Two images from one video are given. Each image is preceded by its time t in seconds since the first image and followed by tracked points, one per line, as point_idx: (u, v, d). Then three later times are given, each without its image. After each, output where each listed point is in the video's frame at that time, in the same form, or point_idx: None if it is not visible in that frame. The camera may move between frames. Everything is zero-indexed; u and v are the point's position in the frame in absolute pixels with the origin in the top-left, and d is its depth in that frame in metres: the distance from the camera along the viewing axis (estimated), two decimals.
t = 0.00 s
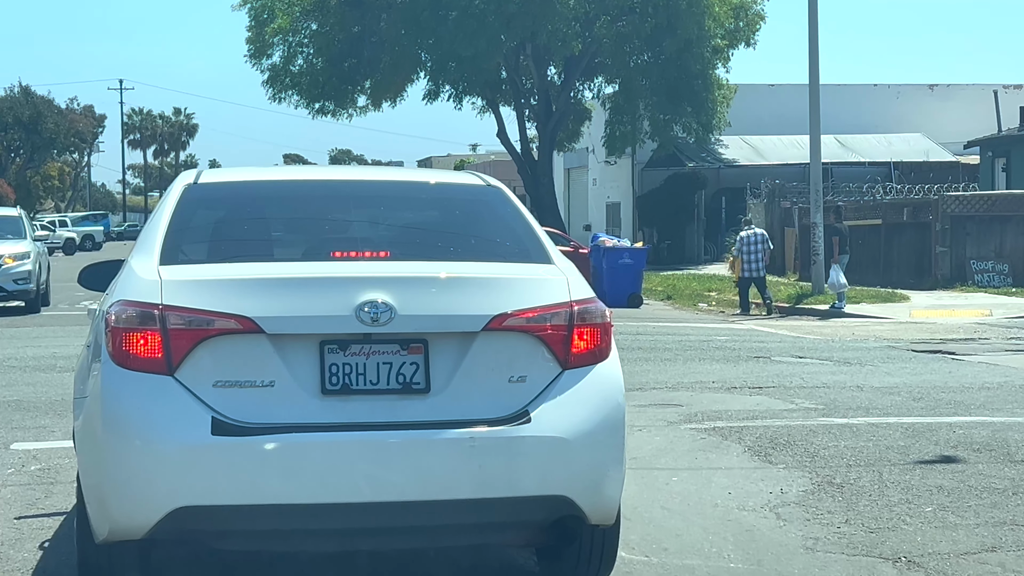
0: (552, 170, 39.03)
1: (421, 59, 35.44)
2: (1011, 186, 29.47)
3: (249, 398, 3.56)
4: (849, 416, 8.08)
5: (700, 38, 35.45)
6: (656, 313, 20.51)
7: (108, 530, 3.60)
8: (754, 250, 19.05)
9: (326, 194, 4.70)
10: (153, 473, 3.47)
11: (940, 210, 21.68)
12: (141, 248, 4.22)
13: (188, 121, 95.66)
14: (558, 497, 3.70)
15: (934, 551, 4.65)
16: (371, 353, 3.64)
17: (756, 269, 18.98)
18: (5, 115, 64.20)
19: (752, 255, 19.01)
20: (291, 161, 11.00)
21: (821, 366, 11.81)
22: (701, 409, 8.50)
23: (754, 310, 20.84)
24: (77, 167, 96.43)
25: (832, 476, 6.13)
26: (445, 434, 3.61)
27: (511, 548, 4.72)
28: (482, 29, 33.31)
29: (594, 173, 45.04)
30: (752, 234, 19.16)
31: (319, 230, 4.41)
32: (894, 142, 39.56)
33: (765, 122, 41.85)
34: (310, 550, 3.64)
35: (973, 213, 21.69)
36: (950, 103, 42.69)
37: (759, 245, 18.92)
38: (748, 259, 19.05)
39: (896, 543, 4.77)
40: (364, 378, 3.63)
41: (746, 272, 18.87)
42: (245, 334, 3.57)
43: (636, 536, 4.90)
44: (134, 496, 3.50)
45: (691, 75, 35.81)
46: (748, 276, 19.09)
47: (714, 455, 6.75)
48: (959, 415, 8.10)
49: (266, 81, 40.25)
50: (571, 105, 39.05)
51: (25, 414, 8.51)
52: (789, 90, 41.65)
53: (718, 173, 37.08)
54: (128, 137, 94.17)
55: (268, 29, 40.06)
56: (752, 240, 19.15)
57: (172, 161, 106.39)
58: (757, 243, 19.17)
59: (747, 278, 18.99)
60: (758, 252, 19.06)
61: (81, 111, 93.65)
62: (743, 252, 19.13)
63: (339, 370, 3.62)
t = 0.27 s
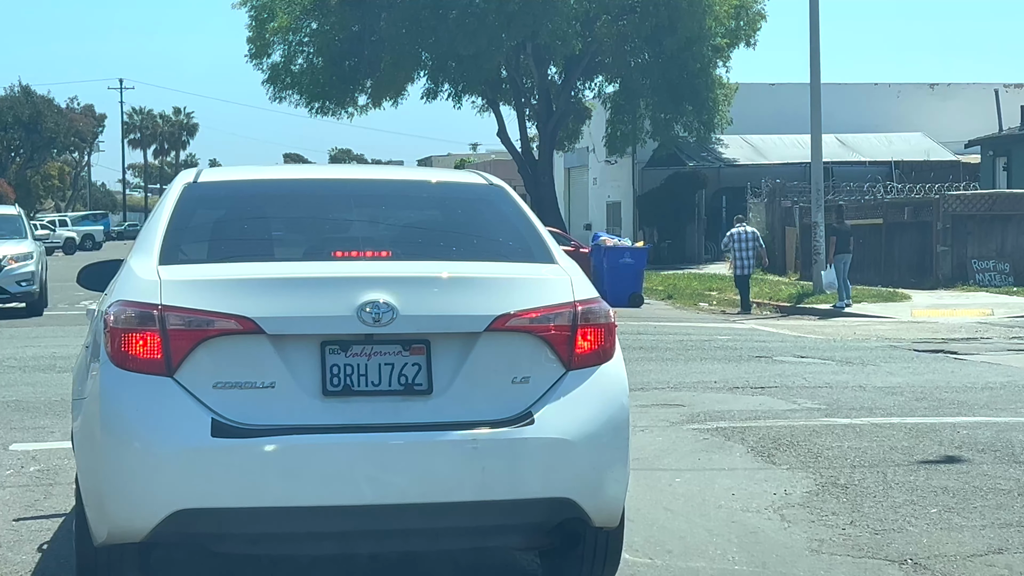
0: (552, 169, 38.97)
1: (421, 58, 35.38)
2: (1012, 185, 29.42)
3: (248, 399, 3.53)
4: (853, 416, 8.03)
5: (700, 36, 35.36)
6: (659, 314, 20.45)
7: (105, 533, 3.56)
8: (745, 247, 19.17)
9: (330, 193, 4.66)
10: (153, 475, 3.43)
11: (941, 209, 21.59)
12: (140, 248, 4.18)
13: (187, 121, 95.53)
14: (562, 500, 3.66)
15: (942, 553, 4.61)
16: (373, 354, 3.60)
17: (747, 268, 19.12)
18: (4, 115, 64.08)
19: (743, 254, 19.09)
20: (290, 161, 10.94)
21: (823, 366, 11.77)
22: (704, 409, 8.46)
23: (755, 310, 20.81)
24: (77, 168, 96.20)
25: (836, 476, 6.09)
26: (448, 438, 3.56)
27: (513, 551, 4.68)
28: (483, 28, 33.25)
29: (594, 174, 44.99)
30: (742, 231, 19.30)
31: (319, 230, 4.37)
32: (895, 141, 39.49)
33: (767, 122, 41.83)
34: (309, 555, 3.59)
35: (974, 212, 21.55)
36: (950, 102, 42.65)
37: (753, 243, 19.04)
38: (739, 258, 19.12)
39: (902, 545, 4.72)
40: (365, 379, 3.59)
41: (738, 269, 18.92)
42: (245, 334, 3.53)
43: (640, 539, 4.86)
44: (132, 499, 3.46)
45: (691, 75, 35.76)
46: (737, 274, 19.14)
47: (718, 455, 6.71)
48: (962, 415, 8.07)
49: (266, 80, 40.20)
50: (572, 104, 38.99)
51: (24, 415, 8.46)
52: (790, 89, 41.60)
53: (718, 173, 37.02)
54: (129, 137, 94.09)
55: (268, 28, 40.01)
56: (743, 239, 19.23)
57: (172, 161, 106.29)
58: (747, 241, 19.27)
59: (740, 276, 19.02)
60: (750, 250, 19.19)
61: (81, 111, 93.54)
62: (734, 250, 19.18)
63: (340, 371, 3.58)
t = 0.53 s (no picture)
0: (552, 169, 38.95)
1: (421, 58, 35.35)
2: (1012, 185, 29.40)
3: (248, 399, 3.52)
4: (853, 416, 8.03)
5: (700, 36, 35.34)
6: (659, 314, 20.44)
7: (105, 533, 3.55)
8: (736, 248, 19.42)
9: (330, 193, 4.66)
10: (153, 476, 3.43)
11: (941, 209, 21.56)
12: (140, 249, 4.18)
13: (187, 121, 95.37)
14: (562, 499, 3.66)
15: (941, 554, 4.60)
16: (373, 354, 3.60)
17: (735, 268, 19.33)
18: (4, 115, 63.96)
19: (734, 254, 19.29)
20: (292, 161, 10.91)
21: (823, 366, 11.76)
22: (704, 409, 8.46)
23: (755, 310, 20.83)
24: (77, 167, 96.08)
25: (836, 476, 6.09)
26: (448, 439, 3.56)
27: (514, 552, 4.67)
28: (483, 28, 33.22)
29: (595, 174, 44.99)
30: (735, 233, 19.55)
31: (319, 230, 4.37)
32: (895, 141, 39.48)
33: (766, 122, 41.83)
34: (309, 555, 3.59)
35: (974, 212, 21.52)
36: (950, 102, 42.65)
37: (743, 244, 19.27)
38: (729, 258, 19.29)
39: (902, 546, 4.72)
40: (365, 380, 3.59)
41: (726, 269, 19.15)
42: (246, 335, 3.53)
43: (641, 539, 4.86)
44: (132, 499, 3.46)
45: (692, 74, 35.71)
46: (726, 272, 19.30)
47: (717, 455, 6.72)
48: (962, 415, 8.08)
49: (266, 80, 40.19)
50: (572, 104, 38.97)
51: (24, 415, 8.46)
52: (790, 89, 41.59)
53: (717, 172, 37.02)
54: (128, 137, 93.95)
55: (269, 28, 39.98)
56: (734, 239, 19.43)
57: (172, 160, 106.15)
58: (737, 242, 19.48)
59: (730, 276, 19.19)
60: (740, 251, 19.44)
61: (80, 111, 93.43)
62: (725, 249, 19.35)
63: (340, 372, 3.57)
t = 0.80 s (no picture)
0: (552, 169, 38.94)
1: (421, 59, 35.34)
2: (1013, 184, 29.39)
3: (247, 400, 3.52)
4: (854, 417, 8.03)
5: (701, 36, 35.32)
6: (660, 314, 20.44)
7: (105, 534, 3.55)
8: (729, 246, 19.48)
9: (330, 194, 4.66)
10: (152, 476, 3.43)
11: (941, 209, 21.55)
12: (141, 249, 4.18)
13: (186, 122, 95.21)
14: (562, 500, 3.66)
15: (941, 555, 4.60)
16: (373, 355, 3.60)
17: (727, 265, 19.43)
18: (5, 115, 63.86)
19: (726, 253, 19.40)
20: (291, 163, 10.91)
21: (824, 367, 11.76)
22: (704, 410, 8.46)
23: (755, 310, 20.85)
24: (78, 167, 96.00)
25: (836, 478, 6.08)
26: (446, 441, 3.56)
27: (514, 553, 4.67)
28: (483, 28, 33.17)
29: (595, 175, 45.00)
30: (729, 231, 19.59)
31: (319, 230, 4.37)
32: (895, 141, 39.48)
33: (766, 123, 41.84)
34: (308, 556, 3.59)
35: (974, 212, 21.50)
36: (950, 102, 42.64)
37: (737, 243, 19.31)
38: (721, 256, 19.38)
39: (901, 547, 4.71)
40: (365, 380, 3.59)
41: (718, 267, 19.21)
42: (245, 336, 3.53)
43: (640, 540, 4.86)
44: (133, 499, 3.45)
45: (692, 74, 35.68)
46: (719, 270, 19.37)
47: (718, 455, 6.72)
48: (962, 415, 8.08)
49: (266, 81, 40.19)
50: (572, 104, 38.95)
51: (24, 416, 8.45)
52: (790, 89, 41.59)
53: (717, 172, 37.01)
54: (128, 137, 93.84)
55: (268, 29, 39.97)
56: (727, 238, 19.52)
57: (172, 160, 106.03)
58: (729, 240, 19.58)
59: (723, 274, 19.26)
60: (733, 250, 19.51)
61: (80, 111, 93.32)
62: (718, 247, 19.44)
63: (340, 372, 3.57)
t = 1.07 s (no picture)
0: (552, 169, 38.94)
1: (421, 59, 35.31)
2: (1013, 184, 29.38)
3: (248, 401, 3.52)
4: (854, 417, 8.04)
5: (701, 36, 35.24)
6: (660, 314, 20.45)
7: (105, 534, 3.55)
8: (718, 248, 19.51)
9: (329, 194, 4.66)
10: (152, 475, 3.43)
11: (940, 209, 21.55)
12: (141, 249, 4.18)
13: (186, 121, 95.07)
14: (562, 500, 3.66)
15: (941, 555, 4.60)
16: (374, 355, 3.60)
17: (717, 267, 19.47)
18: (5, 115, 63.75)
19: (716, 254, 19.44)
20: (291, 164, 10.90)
21: (824, 367, 11.76)
22: (704, 410, 8.46)
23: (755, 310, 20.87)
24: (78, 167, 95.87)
25: (836, 478, 6.08)
26: (446, 441, 3.56)
27: (515, 553, 4.67)
28: (482, 28, 33.11)
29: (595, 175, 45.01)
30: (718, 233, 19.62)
31: (319, 231, 4.37)
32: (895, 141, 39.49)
33: (766, 123, 41.85)
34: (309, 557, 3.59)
35: (974, 213, 21.49)
36: (950, 102, 42.64)
37: (727, 245, 19.35)
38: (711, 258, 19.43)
39: (902, 547, 4.71)
40: (365, 381, 3.59)
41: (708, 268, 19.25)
42: (245, 336, 3.53)
43: (639, 540, 4.86)
44: (133, 499, 3.46)
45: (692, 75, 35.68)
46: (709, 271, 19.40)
47: (718, 455, 6.73)
48: (963, 415, 8.09)
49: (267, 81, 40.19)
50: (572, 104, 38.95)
51: (25, 415, 8.45)
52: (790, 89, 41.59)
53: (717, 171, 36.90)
54: (128, 137, 93.72)
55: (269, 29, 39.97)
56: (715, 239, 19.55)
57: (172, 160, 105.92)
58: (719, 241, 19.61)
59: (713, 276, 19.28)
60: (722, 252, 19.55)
61: (80, 111, 93.17)
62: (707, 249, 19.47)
63: (340, 372, 3.57)
